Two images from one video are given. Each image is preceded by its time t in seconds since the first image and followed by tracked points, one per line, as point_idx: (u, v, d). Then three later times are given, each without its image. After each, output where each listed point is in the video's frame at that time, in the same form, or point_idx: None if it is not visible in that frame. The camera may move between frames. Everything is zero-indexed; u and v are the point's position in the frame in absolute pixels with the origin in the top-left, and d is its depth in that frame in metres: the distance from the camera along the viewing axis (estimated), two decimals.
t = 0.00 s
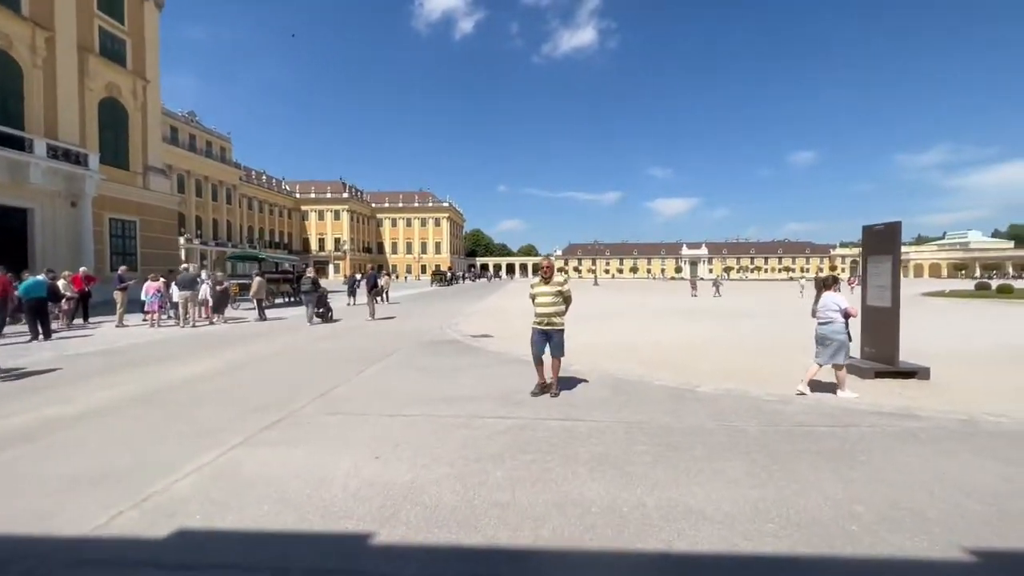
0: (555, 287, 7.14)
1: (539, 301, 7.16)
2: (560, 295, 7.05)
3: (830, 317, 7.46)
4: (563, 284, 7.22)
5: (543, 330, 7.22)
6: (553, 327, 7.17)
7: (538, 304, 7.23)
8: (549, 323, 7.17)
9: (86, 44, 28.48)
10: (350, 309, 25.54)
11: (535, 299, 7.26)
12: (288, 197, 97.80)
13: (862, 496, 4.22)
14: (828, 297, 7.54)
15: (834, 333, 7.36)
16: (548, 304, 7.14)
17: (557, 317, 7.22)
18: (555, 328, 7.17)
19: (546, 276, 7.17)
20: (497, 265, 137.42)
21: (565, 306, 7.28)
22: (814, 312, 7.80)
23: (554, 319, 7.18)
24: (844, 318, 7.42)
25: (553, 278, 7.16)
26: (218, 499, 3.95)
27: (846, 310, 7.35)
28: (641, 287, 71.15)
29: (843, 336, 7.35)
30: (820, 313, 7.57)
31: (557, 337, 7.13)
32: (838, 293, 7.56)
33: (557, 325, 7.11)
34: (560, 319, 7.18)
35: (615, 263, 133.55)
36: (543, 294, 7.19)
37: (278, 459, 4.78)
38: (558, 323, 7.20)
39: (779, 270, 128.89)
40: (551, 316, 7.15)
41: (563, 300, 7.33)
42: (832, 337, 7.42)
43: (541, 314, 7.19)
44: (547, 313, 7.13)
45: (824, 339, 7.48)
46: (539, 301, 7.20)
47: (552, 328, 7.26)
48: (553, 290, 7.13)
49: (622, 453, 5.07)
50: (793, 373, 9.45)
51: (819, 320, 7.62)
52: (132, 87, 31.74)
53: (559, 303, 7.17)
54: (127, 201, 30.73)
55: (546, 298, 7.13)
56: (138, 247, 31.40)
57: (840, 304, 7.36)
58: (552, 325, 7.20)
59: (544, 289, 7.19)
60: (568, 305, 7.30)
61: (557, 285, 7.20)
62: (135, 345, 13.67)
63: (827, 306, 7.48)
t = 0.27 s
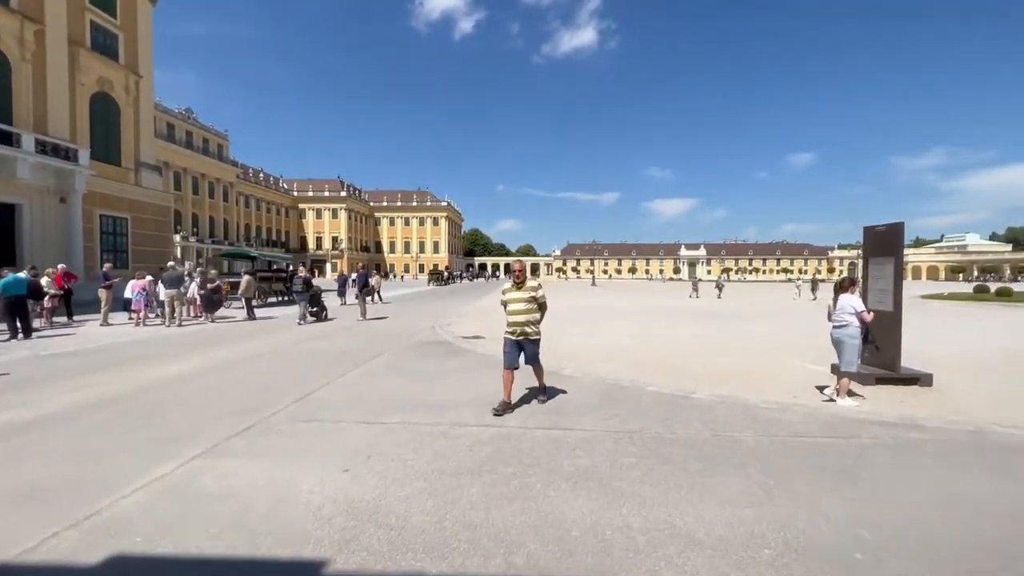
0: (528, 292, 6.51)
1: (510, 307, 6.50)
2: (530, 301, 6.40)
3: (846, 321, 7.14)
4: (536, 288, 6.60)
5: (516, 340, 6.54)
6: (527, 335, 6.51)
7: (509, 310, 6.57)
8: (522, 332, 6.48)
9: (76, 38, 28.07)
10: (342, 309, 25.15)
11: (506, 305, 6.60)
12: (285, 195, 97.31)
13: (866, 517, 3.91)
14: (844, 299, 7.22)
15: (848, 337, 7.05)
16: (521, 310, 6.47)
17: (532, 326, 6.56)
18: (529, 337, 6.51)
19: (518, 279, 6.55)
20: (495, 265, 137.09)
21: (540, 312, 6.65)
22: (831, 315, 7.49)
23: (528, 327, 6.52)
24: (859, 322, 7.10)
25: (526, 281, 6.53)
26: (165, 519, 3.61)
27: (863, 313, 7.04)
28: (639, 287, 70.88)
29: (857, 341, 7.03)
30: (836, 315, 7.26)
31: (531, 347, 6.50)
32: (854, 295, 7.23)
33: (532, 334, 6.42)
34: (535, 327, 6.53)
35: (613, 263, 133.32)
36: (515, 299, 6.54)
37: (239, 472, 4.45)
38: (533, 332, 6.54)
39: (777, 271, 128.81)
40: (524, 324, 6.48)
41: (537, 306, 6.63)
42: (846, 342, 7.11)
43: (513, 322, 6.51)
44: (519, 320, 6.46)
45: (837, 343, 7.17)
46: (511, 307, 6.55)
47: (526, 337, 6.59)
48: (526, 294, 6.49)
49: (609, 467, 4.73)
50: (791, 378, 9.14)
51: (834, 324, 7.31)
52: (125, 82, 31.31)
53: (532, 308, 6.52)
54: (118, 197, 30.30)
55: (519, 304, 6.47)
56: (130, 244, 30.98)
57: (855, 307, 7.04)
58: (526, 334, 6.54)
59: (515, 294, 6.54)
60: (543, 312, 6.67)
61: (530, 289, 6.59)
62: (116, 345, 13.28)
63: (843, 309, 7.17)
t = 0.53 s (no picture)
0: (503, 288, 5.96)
1: (481, 304, 5.97)
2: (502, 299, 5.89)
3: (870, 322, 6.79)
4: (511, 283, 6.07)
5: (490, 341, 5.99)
6: (502, 335, 5.93)
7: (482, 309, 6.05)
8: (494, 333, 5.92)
9: (72, 31, 27.75)
10: (339, 307, 24.82)
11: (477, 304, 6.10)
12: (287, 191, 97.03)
13: (880, 540, 3.55)
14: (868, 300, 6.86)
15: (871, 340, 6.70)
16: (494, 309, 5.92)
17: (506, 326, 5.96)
18: (504, 337, 5.93)
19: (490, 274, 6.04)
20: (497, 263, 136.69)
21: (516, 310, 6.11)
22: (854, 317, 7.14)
23: (503, 326, 5.96)
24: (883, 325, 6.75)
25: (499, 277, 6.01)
26: (107, 541, 3.28)
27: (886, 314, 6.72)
28: (641, 286, 70.37)
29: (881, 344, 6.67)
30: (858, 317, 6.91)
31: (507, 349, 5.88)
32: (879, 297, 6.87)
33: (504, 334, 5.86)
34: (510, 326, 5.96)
35: (615, 262, 132.75)
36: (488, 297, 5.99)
37: (200, 484, 4.11)
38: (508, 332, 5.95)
39: (779, 270, 128.20)
40: (498, 323, 5.91)
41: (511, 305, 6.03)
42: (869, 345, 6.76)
43: (486, 321, 5.97)
44: (492, 319, 5.91)
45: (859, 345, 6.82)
46: (483, 304, 6.01)
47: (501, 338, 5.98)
48: (499, 291, 5.95)
49: (601, 481, 4.39)
50: (796, 381, 8.78)
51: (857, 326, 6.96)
52: (121, 76, 30.98)
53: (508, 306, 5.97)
54: (114, 193, 29.99)
55: (492, 300, 5.93)
56: (126, 239, 30.70)
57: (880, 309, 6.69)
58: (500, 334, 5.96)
59: (488, 290, 6.01)
60: (520, 310, 6.13)
61: (505, 284, 6.05)
62: (103, 343, 12.95)
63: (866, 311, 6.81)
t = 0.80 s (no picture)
0: (473, 290, 5.22)
1: (448, 308, 5.28)
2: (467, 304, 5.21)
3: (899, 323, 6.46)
4: (483, 285, 5.31)
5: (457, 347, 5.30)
6: (469, 343, 5.20)
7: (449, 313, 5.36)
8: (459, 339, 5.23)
9: (63, 21, 27.30)
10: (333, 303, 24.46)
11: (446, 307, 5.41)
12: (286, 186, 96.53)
13: (896, 564, 3.21)
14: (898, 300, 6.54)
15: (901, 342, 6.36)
16: (461, 313, 5.21)
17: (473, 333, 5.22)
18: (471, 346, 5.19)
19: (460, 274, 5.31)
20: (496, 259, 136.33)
21: (489, 316, 5.37)
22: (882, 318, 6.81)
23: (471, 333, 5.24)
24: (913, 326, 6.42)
25: (469, 278, 5.27)
26: (35, 563, 2.93)
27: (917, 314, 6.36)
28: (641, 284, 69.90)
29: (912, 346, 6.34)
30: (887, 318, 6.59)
31: (474, 359, 5.14)
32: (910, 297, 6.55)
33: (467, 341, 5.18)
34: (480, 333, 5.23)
35: (615, 259, 132.38)
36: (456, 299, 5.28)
37: (153, 496, 3.77)
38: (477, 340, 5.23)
39: (779, 268, 127.91)
40: (465, 330, 5.20)
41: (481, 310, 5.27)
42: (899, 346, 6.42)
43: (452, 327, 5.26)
44: (458, 325, 5.20)
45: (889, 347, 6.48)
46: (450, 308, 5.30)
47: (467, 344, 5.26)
48: (468, 293, 5.21)
49: (591, 493, 4.04)
50: (800, 383, 8.43)
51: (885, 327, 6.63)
52: (114, 68, 30.50)
53: (478, 311, 5.24)
54: (107, 185, 29.58)
55: (459, 304, 5.21)
56: (120, 233, 30.31)
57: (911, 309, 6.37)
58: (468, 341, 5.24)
59: (456, 292, 5.29)
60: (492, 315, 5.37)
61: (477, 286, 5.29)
62: (86, 338, 12.59)
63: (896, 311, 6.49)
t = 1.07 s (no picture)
0: (437, 287, 4.63)
1: (407, 306, 4.68)
2: (431, 303, 4.62)
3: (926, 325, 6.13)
4: (448, 281, 4.70)
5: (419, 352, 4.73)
6: (431, 347, 4.66)
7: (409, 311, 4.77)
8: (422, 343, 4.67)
9: (51, 11, 26.78)
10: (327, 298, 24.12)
11: (405, 304, 4.81)
12: (283, 181, 95.98)
13: None
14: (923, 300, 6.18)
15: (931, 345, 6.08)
16: (422, 313, 4.62)
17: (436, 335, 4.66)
18: (433, 350, 4.64)
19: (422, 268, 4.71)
20: (495, 255, 135.94)
21: (454, 315, 4.80)
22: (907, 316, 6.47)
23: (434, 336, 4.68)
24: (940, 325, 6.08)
25: (433, 272, 4.67)
26: None
27: (946, 315, 5.96)
28: (639, 281, 69.81)
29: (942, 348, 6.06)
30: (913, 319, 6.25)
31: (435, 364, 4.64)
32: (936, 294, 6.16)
33: (431, 345, 4.63)
34: (444, 336, 4.66)
35: (614, 255, 132.08)
36: (417, 296, 4.67)
37: (99, 514, 3.47)
38: (440, 344, 4.66)
39: (778, 266, 127.87)
40: (426, 332, 4.62)
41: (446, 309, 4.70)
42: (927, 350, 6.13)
43: (412, 328, 4.67)
44: (419, 326, 4.62)
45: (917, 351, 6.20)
46: (410, 305, 4.70)
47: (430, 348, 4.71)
48: (431, 290, 4.62)
49: (578, 509, 3.74)
50: (802, 384, 8.13)
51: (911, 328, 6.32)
52: (105, 59, 29.98)
53: (442, 310, 4.66)
54: (98, 179, 29.13)
55: (419, 302, 4.63)
56: (111, 227, 29.87)
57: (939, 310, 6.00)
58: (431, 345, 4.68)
59: (417, 288, 4.69)
60: (458, 315, 4.80)
61: (439, 281, 4.67)
62: (68, 335, 12.24)
63: (922, 313, 6.13)
